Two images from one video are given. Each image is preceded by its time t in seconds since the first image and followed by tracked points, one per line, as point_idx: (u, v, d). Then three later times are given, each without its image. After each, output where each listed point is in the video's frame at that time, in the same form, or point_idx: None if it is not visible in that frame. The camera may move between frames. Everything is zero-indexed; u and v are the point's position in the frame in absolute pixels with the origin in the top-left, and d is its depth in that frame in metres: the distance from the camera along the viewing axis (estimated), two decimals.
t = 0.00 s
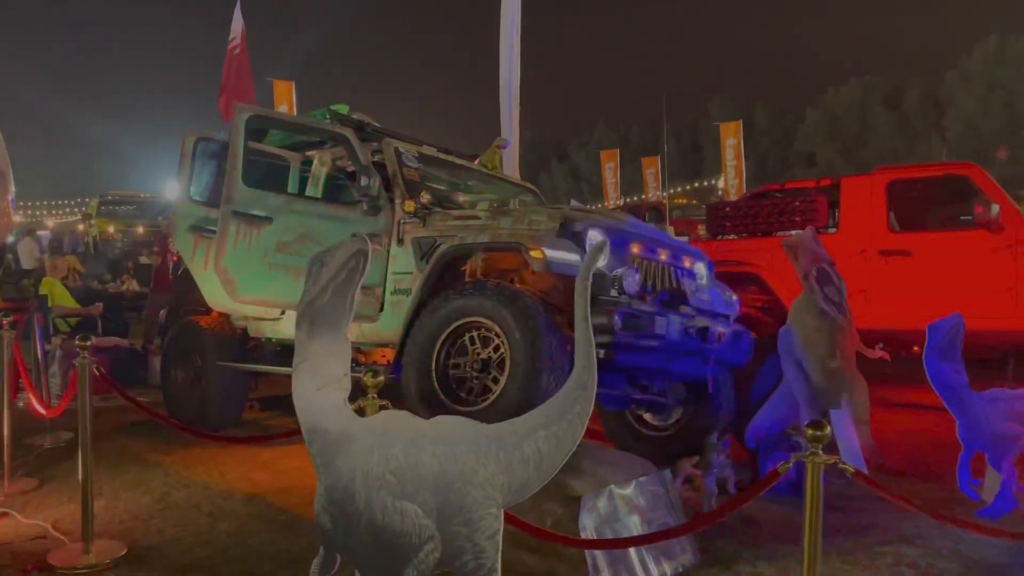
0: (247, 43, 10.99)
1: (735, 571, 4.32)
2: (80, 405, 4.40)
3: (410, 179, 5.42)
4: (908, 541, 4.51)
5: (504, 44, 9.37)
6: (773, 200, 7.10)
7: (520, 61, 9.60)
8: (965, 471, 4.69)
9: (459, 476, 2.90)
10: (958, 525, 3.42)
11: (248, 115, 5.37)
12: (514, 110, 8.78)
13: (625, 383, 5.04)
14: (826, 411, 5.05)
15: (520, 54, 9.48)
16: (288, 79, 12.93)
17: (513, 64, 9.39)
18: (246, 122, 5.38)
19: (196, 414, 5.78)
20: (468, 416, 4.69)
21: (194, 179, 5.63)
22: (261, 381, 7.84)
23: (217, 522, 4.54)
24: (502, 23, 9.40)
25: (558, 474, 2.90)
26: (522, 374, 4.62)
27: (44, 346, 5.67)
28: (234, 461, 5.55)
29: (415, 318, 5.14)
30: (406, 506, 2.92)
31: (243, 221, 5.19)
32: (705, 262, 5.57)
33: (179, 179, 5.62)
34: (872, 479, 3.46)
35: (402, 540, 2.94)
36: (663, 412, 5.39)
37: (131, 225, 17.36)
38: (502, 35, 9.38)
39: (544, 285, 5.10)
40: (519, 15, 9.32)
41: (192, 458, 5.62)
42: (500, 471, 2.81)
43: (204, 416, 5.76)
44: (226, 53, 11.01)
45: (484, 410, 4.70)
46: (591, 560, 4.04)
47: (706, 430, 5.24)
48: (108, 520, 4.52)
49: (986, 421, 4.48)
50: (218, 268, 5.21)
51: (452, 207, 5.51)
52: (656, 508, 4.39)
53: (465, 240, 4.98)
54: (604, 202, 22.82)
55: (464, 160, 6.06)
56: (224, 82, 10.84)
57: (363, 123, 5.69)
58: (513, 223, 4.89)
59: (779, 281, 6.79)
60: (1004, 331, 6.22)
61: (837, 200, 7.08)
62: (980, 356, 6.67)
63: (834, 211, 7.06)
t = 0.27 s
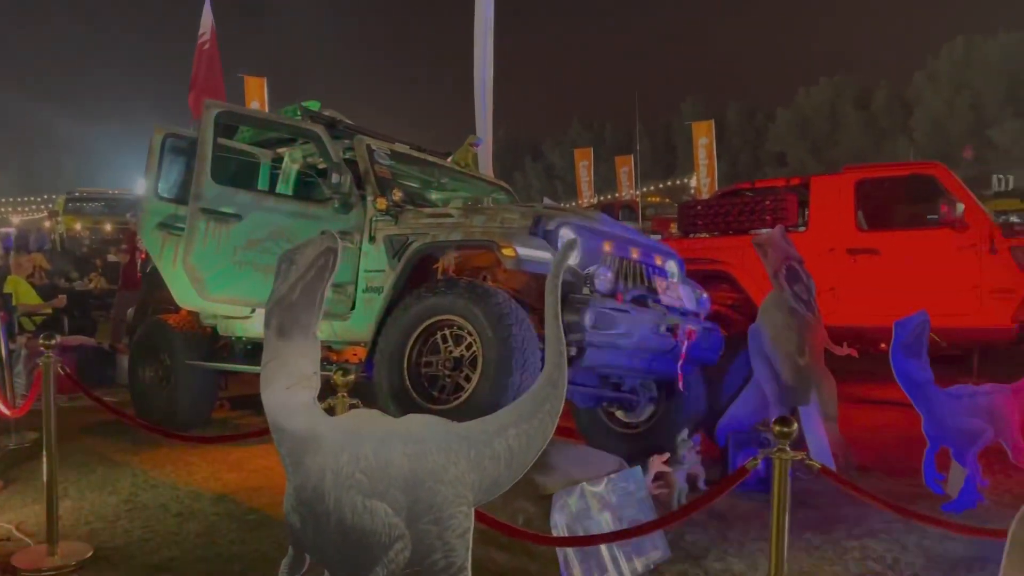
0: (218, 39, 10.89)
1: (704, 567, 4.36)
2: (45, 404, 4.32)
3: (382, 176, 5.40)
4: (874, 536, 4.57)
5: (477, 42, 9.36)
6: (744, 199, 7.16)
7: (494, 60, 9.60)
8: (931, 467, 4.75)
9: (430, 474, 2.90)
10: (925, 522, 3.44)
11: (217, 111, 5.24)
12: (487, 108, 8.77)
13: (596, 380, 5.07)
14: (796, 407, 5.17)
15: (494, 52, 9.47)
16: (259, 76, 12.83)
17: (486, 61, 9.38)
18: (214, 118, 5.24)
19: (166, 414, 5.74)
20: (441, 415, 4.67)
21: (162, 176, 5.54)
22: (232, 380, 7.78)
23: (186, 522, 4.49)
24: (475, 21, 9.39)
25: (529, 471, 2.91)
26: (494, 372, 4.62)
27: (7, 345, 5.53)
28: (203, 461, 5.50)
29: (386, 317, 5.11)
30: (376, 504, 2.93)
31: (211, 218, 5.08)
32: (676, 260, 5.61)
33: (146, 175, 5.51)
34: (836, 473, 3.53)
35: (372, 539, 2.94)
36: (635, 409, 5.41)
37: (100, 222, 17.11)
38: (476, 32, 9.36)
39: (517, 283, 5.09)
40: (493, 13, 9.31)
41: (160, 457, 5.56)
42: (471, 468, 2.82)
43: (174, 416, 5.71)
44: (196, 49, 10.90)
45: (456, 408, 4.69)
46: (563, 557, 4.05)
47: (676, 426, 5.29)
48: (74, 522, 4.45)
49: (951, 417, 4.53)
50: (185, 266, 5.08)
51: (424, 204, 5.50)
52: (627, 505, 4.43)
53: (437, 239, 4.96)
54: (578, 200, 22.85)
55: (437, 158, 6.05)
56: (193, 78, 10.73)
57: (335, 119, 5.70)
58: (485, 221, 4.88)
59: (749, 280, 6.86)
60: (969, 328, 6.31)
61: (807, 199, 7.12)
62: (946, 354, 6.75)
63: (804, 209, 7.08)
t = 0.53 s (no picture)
0: (186, 35, 10.74)
1: (674, 563, 4.39)
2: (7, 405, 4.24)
3: (353, 173, 5.41)
4: (841, 529, 4.64)
5: (450, 38, 9.32)
6: (716, 197, 7.15)
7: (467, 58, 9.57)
8: (898, 461, 4.82)
9: (400, 473, 3.08)
10: (887, 516, 3.52)
11: (185, 106, 5.19)
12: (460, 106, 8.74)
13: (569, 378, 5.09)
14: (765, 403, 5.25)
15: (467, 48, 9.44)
16: (229, 72, 12.67)
17: (459, 58, 9.35)
18: (182, 114, 5.19)
19: (134, 414, 5.66)
20: (413, 414, 4.66)
21: (127, 172, 5.45)
22: (202, 379, 7.70)
23: (154, 523, 4.43)
24: (448, 18, 9.36)
25: (497, 470, 3.09)
26: (467, 369, 4.62)
27: None
28: (172, 460, 5.44)
29: (358, 314, 5.09)
30: (347, 504, 3.12)
31: (180, 215, 5.03)
32: (648, 259, 5.67)
33: (112, 171, 5.43)
34: (802, 468, 3.59)
35: (343, 537, 3.14)
36: (607, 406, 5.42)
37: (66, 220, 16.81)
38: (449, 29, 9.32)
39: (489, 281, 5.08)
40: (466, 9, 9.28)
41: (128, 457, 5.49)
42: (440, 467, 2.99)
43: (142, 416, 5.64)
44: (163, 44, 10.74)
45: (428, 406, 4.67)
46: (534, 554, 4.07)
47: (649, 423, 5.31)
48: (38, 524, 4.37)
49: (916, 412, 4.61)
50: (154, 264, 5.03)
51: (395, 202, 5.49)
52: (597, 501, 4.47)
53: (409, 236, 4.95)
54: (552, 198, 22.81)
55: (409, 155, 6.04)
56: (161, 74, 10.57)
57: (306, 115, 5.70)
58: (457, 218, 4.85)
59: (720, 279, 6.95)
60: (935, 324, 6.35)
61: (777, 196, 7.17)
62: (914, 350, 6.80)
63: (774, 206, 7.15)
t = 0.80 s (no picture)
0: (153, 28, 10.61)
1: (645, 557, 4.43)
2: None
3: (324, 169, 5.37)
4: (809, 523, 4.70)
5: (422, 34, 9.29)
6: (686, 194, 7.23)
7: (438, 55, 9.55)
8: (865, 455, 4.89)
9: (370, 470, 3.07)
10: (853, 508, 3.58)
11: (152, 100, 5.12)
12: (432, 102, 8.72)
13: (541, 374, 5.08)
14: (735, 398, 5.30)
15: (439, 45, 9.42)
16: (197, 67, 12.53)
17: (432, 54, 9.33)
18: (150, 108, 5.12)
19: (101, 412, 5.60)
20: (384, 411, 4.63)
21: (92, 167, 5.36)
22: (169, 377, 7.61)
23: (120, 522, 4.37)
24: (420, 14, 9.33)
25: (468, 465, 3.09)
26: (438, 366, 4.60)
27: None
28: (139, 459, 5.37)
29: (329, 311, 5.05)
30: (315, 501, 3.10)
31: (148, 212, 4.96)
32: (619, 255, 5.69)
33: (76, 166, 5.33)
34: (770, 461, 3.64)
35: (311, 536, 3.12)
36: (579, 402, 5.43)
37: (30, 215, 16.51)
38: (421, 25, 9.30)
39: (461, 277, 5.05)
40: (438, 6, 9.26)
41: (94, 456, 5.41)
42: (411, 464, 3.00)
43: (109, 414, 5.59)
44: (130, 37, 10.59)
45: (399, 402, 4.65)
46: (506, 550, 4.10)
47: (621, 419, 5.33)
48: None
49: (882, 406, 4.67)
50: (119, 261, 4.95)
51: (367, 197, 5.47)
52: (569, 497, 4.46)
53: (381, 232, 4.92)
54: (524, 195, 22.81)
55: (380, 152, 6.02)
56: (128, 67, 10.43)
57: (276, 111, 5.68)
58: (429, 215, 4.85)
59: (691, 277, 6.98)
60: (902, 320, 6.45)
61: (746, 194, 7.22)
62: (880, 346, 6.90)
63: (743, 204, 7.20)
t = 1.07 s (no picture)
0: (119, 21, 10.45)
1: (615, 552, 4.45)
2: None
3: (293, 164, 5.32)
4: (776, 516, 4.75)
5: (394, 30, 9.24)
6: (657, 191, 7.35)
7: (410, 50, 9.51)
8: (831, 449, 4.96)
9: (338, 466, 3.05)
10: (817, 501, 3.62)
11: (115, 94, 5.01)
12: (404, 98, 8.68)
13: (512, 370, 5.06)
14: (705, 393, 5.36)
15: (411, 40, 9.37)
16: (165, 60, 12.36)
17: (404, 49, 9.27)
18: (114, 102, 5.02)
19: (66, 410, 5.52)
20: (354, 408, 4.60)
21: (55, 162, 5.27)
22: (136, 375, 7.51)
23: (85, 522, 4.30)
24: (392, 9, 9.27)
25: (437, 461, 3.08)
26: (408, 362, 4.58)
27: None
28: (104, 458, 5.30)
29: (298, 308, 5.01)
30: (283, 498, 3.08)
31: (111, 207, 4.88)
32: (591, 252, 5.72)
33: (38, 161, 5.24)
34: (738, 457, 3.66)
35: (279, 533, 3.10)
36: (551, 399, 5.43)
37: None
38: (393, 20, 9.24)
39: (431, 273, 5.06)
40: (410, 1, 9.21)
41: (58, 456, 5.32)
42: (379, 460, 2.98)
43: (73, 413, 5.50)
44: (95, 30, 10.42)
45: (369, 399, 4.63)
46: (476, 545, 4.08)
47: (591, 413, 5.39)
48: None
49: (847, 401, 4.74)
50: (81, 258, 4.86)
51: (337, 192, 5.44)
52: (539, 492, 4.49)
53: (351, 228, 4.89)
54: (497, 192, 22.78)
55: (350, 147, 5.99)
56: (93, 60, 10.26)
57: (243, 105, 5.62)
58: (399, 211, 4.82)
59: (662, 274, 7.01)
60: (868, 316, 6.55)
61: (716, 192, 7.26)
62: (849, 342, 6.97)
63: (713, 201, 7.24)
